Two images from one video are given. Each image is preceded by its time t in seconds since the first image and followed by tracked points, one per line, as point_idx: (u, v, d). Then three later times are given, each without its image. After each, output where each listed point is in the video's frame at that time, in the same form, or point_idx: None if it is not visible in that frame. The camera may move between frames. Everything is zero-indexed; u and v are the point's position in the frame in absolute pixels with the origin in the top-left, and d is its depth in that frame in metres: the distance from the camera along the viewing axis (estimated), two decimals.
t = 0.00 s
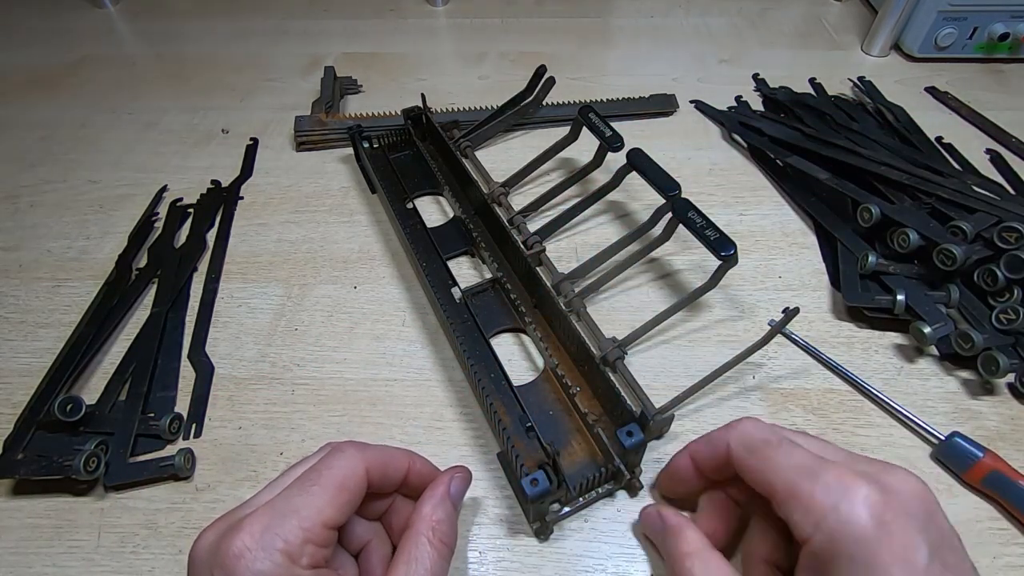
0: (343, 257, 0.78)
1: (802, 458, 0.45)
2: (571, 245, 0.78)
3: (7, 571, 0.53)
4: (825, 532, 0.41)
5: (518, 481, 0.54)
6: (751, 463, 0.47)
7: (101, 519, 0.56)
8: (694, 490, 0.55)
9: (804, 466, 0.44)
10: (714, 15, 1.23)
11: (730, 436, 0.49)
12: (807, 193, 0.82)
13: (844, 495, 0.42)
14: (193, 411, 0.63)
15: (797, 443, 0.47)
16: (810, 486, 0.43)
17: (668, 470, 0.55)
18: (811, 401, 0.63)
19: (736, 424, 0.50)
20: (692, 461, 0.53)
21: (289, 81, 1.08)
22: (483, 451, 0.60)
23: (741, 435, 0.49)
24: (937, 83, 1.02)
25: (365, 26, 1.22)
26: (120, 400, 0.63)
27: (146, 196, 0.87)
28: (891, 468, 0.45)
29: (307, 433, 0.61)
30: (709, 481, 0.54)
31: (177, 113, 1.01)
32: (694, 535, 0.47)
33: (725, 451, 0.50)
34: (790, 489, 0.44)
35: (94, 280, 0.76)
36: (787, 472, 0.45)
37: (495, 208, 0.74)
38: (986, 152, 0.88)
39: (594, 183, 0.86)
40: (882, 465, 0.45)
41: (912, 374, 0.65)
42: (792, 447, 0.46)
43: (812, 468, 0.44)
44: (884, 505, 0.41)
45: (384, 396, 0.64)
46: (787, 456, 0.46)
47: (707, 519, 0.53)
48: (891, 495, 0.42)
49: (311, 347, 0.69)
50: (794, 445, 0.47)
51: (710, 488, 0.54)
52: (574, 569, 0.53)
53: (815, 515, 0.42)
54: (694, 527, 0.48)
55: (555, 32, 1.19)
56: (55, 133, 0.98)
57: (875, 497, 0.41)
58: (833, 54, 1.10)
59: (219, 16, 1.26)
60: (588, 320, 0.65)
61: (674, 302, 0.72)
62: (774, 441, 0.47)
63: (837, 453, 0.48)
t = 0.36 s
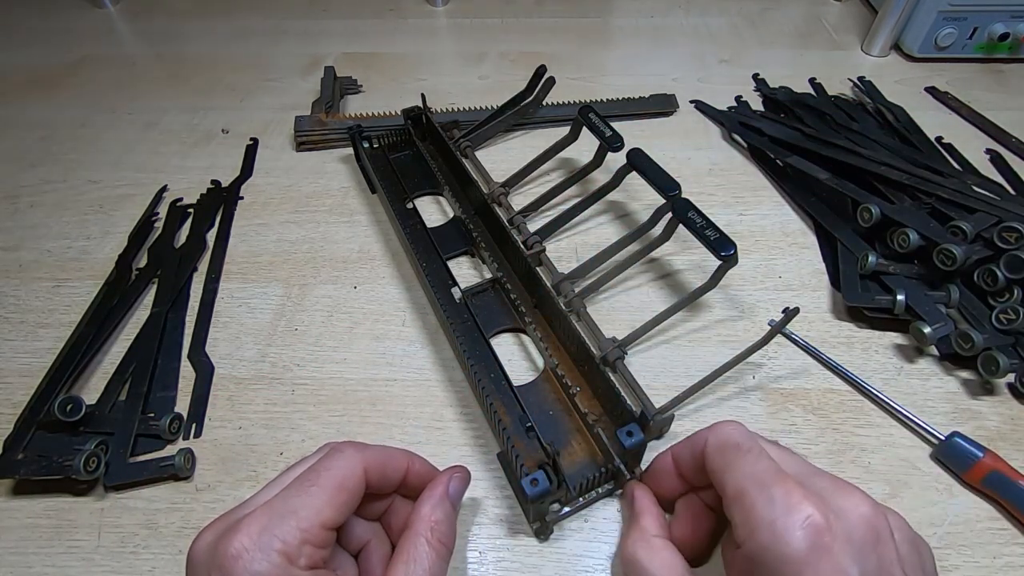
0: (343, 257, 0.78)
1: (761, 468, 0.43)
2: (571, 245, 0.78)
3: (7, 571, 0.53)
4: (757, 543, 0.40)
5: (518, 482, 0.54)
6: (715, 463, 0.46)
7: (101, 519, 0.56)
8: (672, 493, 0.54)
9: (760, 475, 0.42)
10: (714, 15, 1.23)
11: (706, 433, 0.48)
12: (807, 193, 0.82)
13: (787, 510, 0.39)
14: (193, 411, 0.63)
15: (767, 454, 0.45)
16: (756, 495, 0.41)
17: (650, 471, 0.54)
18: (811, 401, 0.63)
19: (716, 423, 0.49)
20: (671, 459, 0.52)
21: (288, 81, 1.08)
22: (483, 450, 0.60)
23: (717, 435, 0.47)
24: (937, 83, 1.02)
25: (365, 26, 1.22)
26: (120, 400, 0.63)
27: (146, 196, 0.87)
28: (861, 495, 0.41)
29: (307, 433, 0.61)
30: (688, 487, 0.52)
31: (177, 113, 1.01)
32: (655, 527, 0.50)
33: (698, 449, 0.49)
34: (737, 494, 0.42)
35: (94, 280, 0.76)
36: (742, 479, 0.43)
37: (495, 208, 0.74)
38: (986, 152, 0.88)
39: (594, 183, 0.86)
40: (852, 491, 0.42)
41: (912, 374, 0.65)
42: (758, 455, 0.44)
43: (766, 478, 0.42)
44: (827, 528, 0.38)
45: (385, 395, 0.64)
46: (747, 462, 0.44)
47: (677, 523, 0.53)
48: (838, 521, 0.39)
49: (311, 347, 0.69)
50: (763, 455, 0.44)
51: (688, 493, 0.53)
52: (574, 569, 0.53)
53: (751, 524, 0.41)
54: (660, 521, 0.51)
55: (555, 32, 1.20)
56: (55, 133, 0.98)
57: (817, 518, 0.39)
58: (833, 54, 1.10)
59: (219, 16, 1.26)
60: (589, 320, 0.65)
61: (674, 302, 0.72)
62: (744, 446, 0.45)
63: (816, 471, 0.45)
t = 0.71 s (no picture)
0: (343, 257, 0.78)
1: (765, 470, 0.43)
2: (571, 245, 0.78)
3: (7, 571, 0.53)
4: (765, 546, 0.40)
5: (518, 481, 0.54)
6: (717, 466, 0.46)
7: (101, 519, 0.56)
8: (671, 493, 0.54)
9: (764, 477, 0.42)
10: (714, 15, 1.23)
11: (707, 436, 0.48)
12: (807, 193, 0.82)
13: (795, 513, 0.39)
14: (193, 411, 0.63)
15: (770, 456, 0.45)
16: (762, 497, 0.41)
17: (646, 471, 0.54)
18: (811, 401, 0.63)
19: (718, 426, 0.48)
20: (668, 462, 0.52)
21: (288, 81, 1.08)
22: (483, 450, 0.60)
23: (719, 437, 0.47)
24: (937, 83, 1.02)
25: (365, 26, 1.22)
26: (120, 401, 0.63)
27: (146, 196, 0.87)
28: (865, 497, 0.42)
29: (307, 433, 0.62)
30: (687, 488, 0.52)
31: (177, 113, 1.01)
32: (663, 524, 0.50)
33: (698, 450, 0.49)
34: (742, 496, 0.42)
35: (94, 280, 0.76)
36: (746, 481, 0.43)
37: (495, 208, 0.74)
38: (986, 152, 0.88)
39: (594, 183, 0.86)
40: (855, 493, 0.42)
41: (912, 374, 0.65)
42: (762, 457, 0.44)
43: (771, 480, 0.42)
44: (834, 529, 0.39)
45: (385, 395, 0.64)
46: (751, 465, 0.44)
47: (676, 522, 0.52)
48: (847, 523, 0.39)
49: (311, 347, 0.69)
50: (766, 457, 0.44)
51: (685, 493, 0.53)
52: (574, 569, 0.53)
53: (757, 526, 0.41)
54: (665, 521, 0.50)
55: (555, 32, 1.19)
56: (55, 133, 0.98)
57: (825, 520, 0.39)
58: (833, 54, 1.10)
59: (219, 16, 1.26)
60: (588, 320, 0.65)
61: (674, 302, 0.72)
62: (747, 449, 0.45)
63: (817, 473, 0.45)
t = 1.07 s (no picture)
0: (343, 257, 0.78)
1: (825, 563, 0.38)
2: (571, 245, 0.78)
3: (7, 571, 0.53)
4: None
5: (518, 481, 0.54)
6: (772, 556, 0.41)
7: (101, 519, 0.56)
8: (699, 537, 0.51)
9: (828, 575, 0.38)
10: (714, 15, 1.23)
11: (744, 516, 0.44)
12: (807, 193, 0.82)
13: None
14: (193, 411, 0.63)
15: (821, 534, 0.40)
16: None
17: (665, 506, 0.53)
18: (811, 401, 0.63)
19: (749, 499, 0.44)
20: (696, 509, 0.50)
21: (288, 81, 1.08)
22: (483, 450, 0.60)
23: (758, 519, 0.43)
24: (937, 83, 1.02)
25: (365, 26, 1.22)
26: (120, 401, 0.63)
27: (146, 196, 0.87)
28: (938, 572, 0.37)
29: (307, 433, 0.61)
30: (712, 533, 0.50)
31: (177, 113, 1.01)
32: None
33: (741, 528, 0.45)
34: None
35: (94, 280, 0.76)
36: None
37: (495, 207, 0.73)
38: (986, 152, 0.88)
39: (594, 183, 0.86)
40: (925, 565, 0.38)
41: (912, 374, 0.65)
42: (815, 542, 0.40)
43: None
44: None
45: (384, 395, 0.64)
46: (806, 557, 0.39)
47: (703, 569, 0.50)
48: None
49: (311, 347, 0.69)
50: (818, 540, 0.40)
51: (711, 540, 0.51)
52: (574, 569, 0.53)
53: None
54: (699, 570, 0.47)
55: (555, 32, 1.20)
56: (55, 134, 0.98)
57: None
58: (833, 54, 1.10)
59: (220, 16, 1.26)
60: (588, 320, 0.65)
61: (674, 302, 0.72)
62: (795, 534, 0.41)
63: (877, 535, 0.41)
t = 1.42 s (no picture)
0: (343, 257, 0.78)
1: None
2: (571, 245, 0.78)
3: (7, 571, 0.53)
4: None
5: (518, 482, 0.54)
6: None
7: (101, 519, 0.56)
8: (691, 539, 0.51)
9: None
10: (714, 15, 1.23)
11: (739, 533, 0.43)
12: (807, 193, 0.82)
13: None
14: (193, 411, 0.63)
15: (819, 565, 0.40)
16: None
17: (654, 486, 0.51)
18: (811, 401, 0.63)
19: (744, 516, 0.43)
20: (687, 509, 0.48)
21: (288, 81, 1.08)
22: (483, 450, 0.60)
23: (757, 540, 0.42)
24: (937, 83, 1.02)
25: (365, 26, 1.22)
26: (120, 401, 0.63)
27: (146, 196, 0.87)
28: None
29: (307, 433, 0.61)
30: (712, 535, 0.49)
31: (177, 113, 1.01)
32: None
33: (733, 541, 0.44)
34: None
35: (94, 280, 0.76)
36: None
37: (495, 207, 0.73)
38: (986, 152, 0.88)
39: (594, 183, 0.86)
40: None
41: (912, 374, 0.65)
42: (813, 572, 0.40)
43: None
44: None
45: (385, 396, 0.64)
46: None
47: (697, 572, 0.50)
48: None
49: (311, 347, 0.69)
50: (816, 571, 0.40)
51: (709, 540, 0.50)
52: (574, 569, 0.53)
53: None
54: None
55: (555, 32, 1.20)
56: (55, 134, 0.98)
57: None
58: (833, 54, 1.10)
59: (219, 16, 1.26)
60: (589, 320, 0.65)
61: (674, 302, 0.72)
62: (795, 561, 0.40)
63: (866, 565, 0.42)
